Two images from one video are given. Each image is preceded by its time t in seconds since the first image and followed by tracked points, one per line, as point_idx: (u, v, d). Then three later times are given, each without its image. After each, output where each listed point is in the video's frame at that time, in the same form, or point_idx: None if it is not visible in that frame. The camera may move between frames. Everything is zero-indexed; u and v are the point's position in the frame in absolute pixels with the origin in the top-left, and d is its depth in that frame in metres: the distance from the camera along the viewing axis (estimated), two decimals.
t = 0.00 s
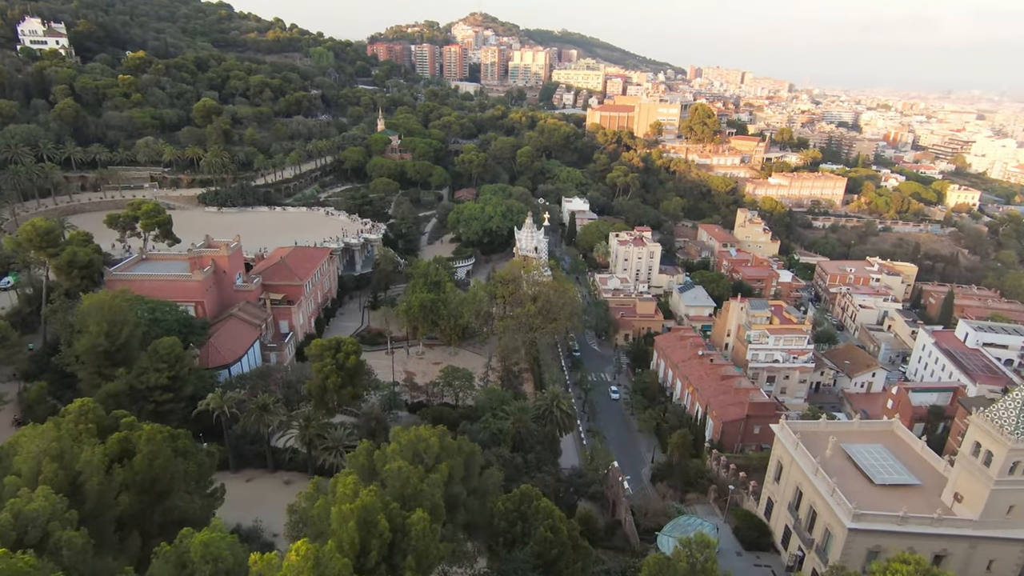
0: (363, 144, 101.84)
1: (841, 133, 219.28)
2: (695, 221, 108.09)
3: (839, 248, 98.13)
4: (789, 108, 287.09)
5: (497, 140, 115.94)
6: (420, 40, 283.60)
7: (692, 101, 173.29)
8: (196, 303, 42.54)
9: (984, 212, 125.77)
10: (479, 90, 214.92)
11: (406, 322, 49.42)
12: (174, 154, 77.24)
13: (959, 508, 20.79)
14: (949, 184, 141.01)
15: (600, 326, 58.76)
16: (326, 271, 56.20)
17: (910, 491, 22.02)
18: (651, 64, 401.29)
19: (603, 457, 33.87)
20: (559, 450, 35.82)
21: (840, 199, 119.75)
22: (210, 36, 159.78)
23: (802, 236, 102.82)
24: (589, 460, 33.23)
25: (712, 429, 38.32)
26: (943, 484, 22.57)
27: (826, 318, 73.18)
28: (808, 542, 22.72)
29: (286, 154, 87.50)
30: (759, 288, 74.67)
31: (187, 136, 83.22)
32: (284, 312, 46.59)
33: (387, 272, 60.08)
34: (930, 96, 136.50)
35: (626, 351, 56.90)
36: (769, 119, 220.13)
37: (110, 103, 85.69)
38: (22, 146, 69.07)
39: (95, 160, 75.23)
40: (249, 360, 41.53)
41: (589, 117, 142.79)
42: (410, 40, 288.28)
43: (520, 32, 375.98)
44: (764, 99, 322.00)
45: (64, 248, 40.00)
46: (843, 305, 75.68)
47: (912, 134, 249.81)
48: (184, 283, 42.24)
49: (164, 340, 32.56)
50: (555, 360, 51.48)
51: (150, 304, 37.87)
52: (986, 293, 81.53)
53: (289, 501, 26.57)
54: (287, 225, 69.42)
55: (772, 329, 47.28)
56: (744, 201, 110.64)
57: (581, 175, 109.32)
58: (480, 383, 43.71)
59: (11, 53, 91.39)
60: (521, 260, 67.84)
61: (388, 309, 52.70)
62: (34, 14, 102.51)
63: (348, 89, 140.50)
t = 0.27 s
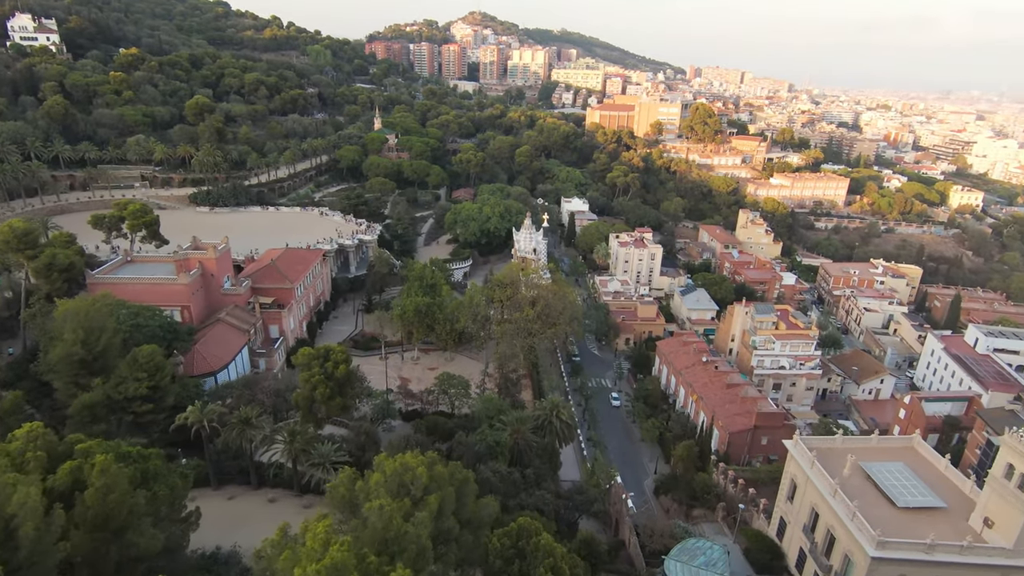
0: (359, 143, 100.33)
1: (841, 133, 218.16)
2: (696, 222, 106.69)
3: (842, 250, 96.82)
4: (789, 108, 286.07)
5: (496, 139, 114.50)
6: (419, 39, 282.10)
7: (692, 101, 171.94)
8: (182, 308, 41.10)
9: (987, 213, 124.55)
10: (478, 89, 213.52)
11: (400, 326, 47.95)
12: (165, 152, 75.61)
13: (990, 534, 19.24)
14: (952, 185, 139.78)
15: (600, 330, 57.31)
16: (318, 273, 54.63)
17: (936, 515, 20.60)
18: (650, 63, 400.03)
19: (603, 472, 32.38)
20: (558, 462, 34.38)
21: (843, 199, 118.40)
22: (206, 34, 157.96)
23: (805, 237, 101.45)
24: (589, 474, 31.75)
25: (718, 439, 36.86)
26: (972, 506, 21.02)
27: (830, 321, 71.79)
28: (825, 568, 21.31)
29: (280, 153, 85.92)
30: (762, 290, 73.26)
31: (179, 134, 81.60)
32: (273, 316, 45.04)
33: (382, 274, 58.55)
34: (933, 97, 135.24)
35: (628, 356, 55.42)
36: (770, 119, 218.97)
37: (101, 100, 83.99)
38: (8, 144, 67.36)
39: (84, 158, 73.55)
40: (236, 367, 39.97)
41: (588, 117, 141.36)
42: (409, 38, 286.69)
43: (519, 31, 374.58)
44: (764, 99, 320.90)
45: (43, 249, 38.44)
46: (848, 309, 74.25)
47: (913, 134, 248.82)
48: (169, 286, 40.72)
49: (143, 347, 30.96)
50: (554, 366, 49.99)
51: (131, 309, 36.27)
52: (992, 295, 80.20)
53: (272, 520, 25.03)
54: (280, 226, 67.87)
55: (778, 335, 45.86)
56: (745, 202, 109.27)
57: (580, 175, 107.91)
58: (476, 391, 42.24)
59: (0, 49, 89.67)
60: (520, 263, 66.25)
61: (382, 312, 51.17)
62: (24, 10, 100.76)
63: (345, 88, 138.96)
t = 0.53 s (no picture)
0: (359, 142, 98.96)
1: (847, 135, 216.32)
2: (701, 224, 105.13)
3: (850, 253, 95.22)
4: (794, 109, 284.24)
5: (498, 138, 113.07)
6: (422, 38, 280.74)
7: (697, 101, 170.19)
8: (172, 310, 39.78)
9: (996, 217, 122.82)
10: (481, 88, 212.16)
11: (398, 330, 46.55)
12: (161, 150, 74.30)
13: None
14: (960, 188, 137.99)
15: (603, 335, 55.80)
16: (315, 274, 53.18)
17: (968, 545, 19.03)
18: (654, 64, 398.53)
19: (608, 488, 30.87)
20: (560, 476, 32.90)
21: (850, 202, 116.68)
22: (208, 31, 156.69)
23: (812, 240, 99.83)
24: (593, 491, 30.23)
25: (726, 452, 35.34)
26: (1005, 537, 19.44)
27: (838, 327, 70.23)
28: None
29: (279, 151, 84.58)
30: (769, 295, 71.64)
31: (177, 132, 80.29)
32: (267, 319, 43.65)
33: (380, 275, 57.14)
34: (942, 98, 133.44)
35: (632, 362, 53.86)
36: (775, 120, 217.23)
37: (98, 97, 82.72)
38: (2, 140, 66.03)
39: (79, 155, 72.23)
40: (227, 371, 38.59)
41: (592, 117, 139.85)
42: (412, 37, 285.32)
43: (523, 31, 373.31)
44: (768, 100, 318.99)
45: (27, 249, 37.06)
46: (857, 314, 72.63)
47: (919, 137, 246.85)
48: (159, 288, 39.39)
49: (126, 353, 29.48)
50: (556, 372, 48.50)
51: (117, 312, 34.85)
52: (1004, 301, 78.56)
53: (257, 540, 23.61)
54: (277, 225, 66.52)
55: (789, 342, 44.21)
56: (751, 204, 107.69)
57: (584, 176, 106.46)
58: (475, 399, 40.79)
59: None
60: (521, 265, 65.01)
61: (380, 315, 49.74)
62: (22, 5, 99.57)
63: (347, 86, 137.65)
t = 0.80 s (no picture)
0: (365, 140, 97.75)
1: (860, 137, 213.41)
2: (711, 226, 103.24)
3: (865, 258, 93.07)
4: (806, 111, 281.18)
5: (506, 138, 111.67)
6: (431, 37, 279.94)
7: (708, 102, 168.01)
8: (166, 311, 38.53)
9: (1015, 222, 120.07)
10: (489, 87, 210.88)
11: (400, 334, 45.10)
12: (164, 146, 73.33)
13: None
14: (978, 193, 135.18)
15: (612, 340, 54.11)
16: (316, 275, 51.82)
17: None
18: (664, 64, 395.66)
19: (616, 506, 29.30)
20: (565, 491, 31.33)
21: (865, 206, 114.36)
22: (216, 28, 156.15)
23: (825, 244, 97.73)
24: (600, 510, 28.62)
25: (741, 467, 33.66)
26: None
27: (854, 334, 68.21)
28: None
29: (284, 149, 83.49)
30: (782, 300, 69.75)
31: (180, 128, 79.29)
32: (265, 321, 42.35)
33: (383, 276, 55.72)
34: (960, 101, 130.72)
35: (641, 369, 52.14)
36: (787, 122, 214.59)
37: (102, 92, 81.94)
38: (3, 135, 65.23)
39: (81, 150, 71.37)
40: (221, 376, 37.37)
41: (601, 117, 138.16)
42: (422, 35, 284.48)
43: (533, 30, 371.86)
44: (780, 102, 315.90)
45: (17, 246, 35.90)
46: (872, 321, 70.56)
47: (933, 140, 243.32)
48: (153, 288, 38.13)
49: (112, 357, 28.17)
50: (562, 379, 46.87)
51: (108, 313, 33.62)
52: None
53: (242, 560, 22.21)
54: (280, 224, 65.27)
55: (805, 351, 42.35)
56: (763, 207, 105.71)
57: (593, 176, 104.87)
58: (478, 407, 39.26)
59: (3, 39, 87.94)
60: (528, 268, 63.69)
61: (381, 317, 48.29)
62: None
63: (355, 83, 136.62)
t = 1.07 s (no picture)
0: (376, 139, 96.71)
1: (880, 139, 209.42)
2: (728, 229, 101.02)
3: (886, 263, 90.46)
4: (824, 112, 276.83)
5: (519, 138, 110.24)
6: (445, 36, 279.37)
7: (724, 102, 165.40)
8: (167, 312, 37.47)
9: None
10: (503, 87, 209.58)
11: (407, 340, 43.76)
12: (174, 144, 72.69)
13: None
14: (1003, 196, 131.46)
15: (625, 346, 52.40)
16: (323, 276, 50.60)
17: None
18: (679, 64, 392.17)
19: (631, 526, 27.68)
20: (576, 508, 29.74)
21: (886, 209, 111.48)
22: (231, 27, 156.22)
23: (846, 248, 95.18)
24: (614, 531, 27.09)
25: (763, 485, 31.87)
26: None
27: (877, 342, 65.89)
28: None
29: (294, 147, 82.65)
30: (802, 306, 67.58)
31: (190, 126, 78.67)
32: (268, 324, 41.16)
33: (391, 278, 54.41)
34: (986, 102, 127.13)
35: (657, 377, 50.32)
36: (804, 123, 211.16)
37: (113, 89, 81.60)
38: (13, 132, 64.86)
39: (91, 148, 70.88)
40: (222, 380, 36.23)
41: (616, 116, 136.20)
42: (435, 35, 284.04)
43: (547, 30, 370.22)
44: (797, 103, 311.59)
45: (15, 244, 34.98)
46: (896, 328, 68.11)
47: (955, 142, 238.33)
48: (154, 289, 37.10)
49: (104, 362, 27.00)
50: (574, 386, 45.20)
51: (105, 314, 32.58)
52: None
53: None
54: (288, 223, 64.21)
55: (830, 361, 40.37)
56: (781, 209, 103.29)
57: (606, 177, 103.14)
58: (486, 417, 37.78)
59: (16, 36, 87.97)
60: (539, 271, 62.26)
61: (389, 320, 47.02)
62: None
63: (367, 82, 135.88)
